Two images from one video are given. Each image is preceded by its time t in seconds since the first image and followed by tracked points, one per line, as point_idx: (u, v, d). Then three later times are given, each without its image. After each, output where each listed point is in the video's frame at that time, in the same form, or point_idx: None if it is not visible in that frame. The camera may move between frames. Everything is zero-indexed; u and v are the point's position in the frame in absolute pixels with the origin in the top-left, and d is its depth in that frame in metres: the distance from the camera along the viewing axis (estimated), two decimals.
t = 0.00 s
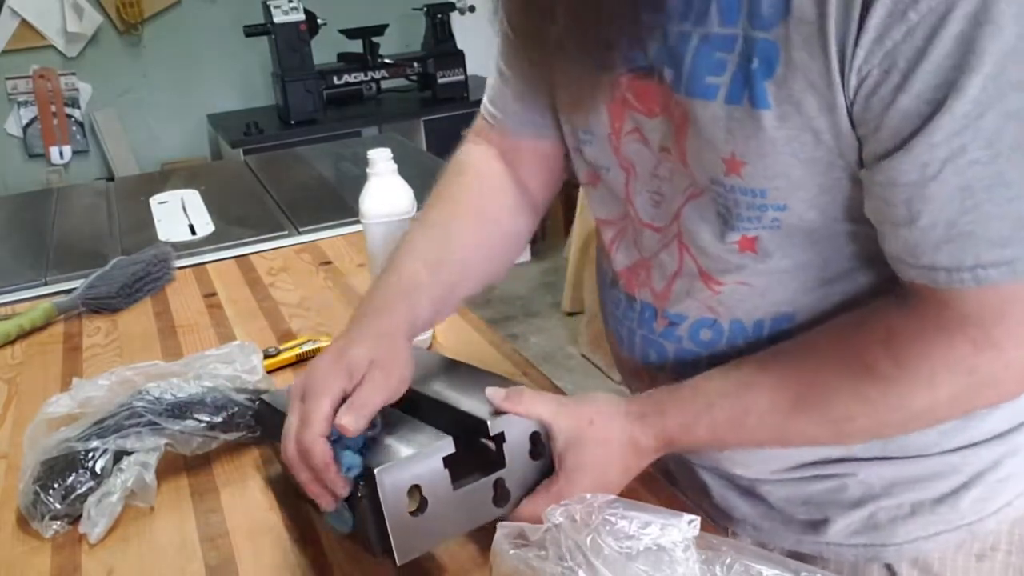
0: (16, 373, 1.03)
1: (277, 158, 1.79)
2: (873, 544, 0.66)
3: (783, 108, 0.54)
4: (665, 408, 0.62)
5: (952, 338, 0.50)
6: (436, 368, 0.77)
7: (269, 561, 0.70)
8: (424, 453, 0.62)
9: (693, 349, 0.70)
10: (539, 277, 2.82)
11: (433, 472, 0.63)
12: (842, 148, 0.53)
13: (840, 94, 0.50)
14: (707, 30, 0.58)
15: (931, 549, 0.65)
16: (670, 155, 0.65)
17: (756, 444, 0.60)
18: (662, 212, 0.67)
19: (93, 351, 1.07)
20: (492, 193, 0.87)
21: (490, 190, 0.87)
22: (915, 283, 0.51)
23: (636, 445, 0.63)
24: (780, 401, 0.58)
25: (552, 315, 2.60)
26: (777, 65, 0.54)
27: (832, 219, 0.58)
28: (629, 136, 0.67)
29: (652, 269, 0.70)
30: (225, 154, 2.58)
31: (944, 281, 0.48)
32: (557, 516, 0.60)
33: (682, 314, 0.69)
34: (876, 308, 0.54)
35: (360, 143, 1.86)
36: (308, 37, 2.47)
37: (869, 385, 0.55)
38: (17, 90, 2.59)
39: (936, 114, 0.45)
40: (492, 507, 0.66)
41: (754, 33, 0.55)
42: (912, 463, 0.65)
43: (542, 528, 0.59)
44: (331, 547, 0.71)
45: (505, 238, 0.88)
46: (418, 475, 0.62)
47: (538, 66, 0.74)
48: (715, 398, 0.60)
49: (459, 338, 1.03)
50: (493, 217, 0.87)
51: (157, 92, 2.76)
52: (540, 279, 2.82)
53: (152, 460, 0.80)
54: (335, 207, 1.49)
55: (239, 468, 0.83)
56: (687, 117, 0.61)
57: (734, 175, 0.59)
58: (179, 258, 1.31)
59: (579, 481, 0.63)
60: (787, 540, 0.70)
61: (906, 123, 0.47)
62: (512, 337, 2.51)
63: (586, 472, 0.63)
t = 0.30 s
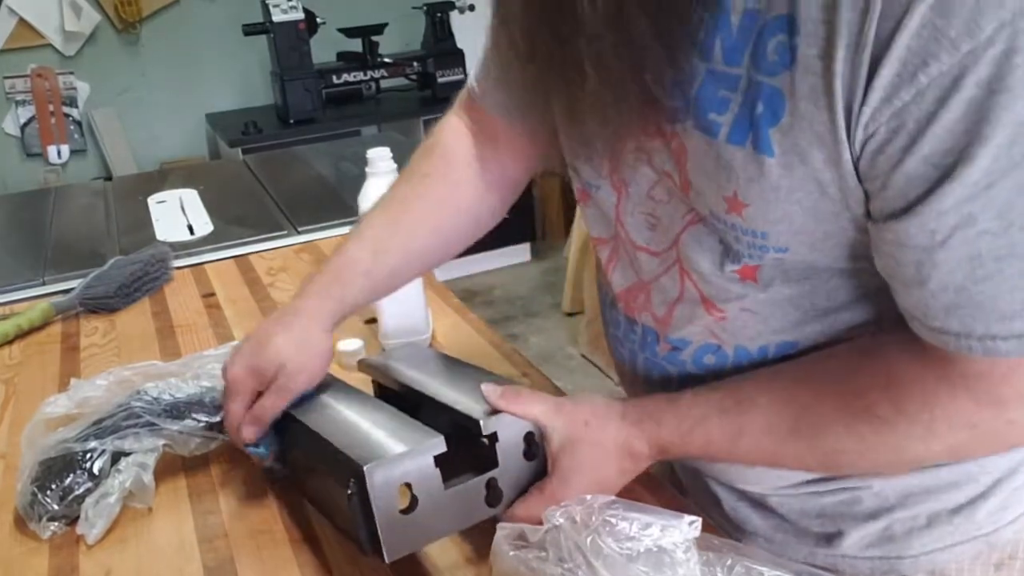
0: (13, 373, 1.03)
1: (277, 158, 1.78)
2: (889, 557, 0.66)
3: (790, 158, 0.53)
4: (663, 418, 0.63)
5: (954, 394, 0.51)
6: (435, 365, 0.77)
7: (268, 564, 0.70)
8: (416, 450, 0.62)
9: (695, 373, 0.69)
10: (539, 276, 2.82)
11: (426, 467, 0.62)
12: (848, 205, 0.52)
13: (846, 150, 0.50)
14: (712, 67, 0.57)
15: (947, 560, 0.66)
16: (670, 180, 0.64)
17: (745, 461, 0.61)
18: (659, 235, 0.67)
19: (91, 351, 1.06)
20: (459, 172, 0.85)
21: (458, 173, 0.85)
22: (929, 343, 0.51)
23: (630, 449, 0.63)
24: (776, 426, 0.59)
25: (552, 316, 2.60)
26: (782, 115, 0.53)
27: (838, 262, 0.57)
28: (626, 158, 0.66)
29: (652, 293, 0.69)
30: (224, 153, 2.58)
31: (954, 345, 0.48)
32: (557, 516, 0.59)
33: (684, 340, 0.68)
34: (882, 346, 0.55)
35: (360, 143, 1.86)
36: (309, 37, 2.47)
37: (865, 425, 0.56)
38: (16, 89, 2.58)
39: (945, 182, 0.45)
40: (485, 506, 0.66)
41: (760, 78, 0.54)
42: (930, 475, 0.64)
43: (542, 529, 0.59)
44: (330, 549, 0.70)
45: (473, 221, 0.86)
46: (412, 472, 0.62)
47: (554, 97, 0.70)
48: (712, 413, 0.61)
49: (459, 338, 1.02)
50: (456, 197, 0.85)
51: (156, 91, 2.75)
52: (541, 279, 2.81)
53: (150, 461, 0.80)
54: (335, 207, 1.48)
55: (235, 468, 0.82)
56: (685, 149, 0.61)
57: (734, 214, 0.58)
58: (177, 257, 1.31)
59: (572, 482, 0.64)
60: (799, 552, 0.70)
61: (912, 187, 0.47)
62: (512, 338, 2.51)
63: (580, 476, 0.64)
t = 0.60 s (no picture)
0: (19, 373, 1.04)
1: (279, 158, 1.80)
2: (885, 557, 0.67)
3: (800, 176, 0.54)
4: (661, 416, 0.64)
5: (952, 405, 0.52)
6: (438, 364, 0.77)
7: (269, 560, 0.71)
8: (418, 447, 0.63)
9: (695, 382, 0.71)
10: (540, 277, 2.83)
11: (428, 466, 0.63)
12: (860, 221, 0.53)
13: (861, 166, 0.51)
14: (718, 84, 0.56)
15: (944, 560, 0.67)
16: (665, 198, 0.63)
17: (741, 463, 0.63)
18: (658, 249, 0.67)
19: (96, 352, 1.08)
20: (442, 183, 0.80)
21: (445, 188, 0.80)
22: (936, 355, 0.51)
23: (630, 448, 0.65)
24: (773, 429, 0.61)
25: (552, 316, 2.61)
26: (794, 133, 0.54)
27: (844, 275, 0.58)
28: (632, 188, 0.61)
29: (651, 306, 0.70)
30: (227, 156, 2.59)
31: (964, 355, 0.48)
32: (557, 514, 0.60)
33: (685, 351, 0.70)
34: (879, 354, 0.57)
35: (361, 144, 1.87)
36: (309, 39, 2.47)
37: (861, 431, 0.57)
38: (21, 92, 2.60)
39: (958, 199, 0.45)
40: (489, 502, 0.68)
41: (770, 94, 0.54)
42: (926, 477, 0.65)
43: (542, 527, 0.60)
44: (331, 546, 0.71)
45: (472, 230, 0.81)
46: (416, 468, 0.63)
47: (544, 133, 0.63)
48: (710, 414, 0.62)
49: (460, 338, 1.03)
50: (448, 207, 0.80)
51: (160, 94, 2.77)
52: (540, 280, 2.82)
53: (155, 459, 0.81)
54: (337, 208, 1.50)
55: (240, 465, 0.83)
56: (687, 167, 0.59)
57: (740, 232, 0.59)
58: (180, 258, 1.32)
59: (572, 478, 0.65)
60: (796, 554, 0.71)
61: (923, 203, 0.47)
62: (513, 338, 2.52)
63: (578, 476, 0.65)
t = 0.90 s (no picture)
0: (18, 372, 1.04)
1: (279, 158, 1.79)
2: (888, 559, 0.67)
3: (818, 178, 0.54)
4: (660, 418, 0.64)
5: (954, 411, 0.52)
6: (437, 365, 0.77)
7: (268, 561, 0.70)
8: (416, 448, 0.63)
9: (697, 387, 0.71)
10: (540, 276, 2.82)
11: (427, 468, 0.64)
12: (874, 222, 0.54)
13: (880, 166, 0.51)
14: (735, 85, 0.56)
15: (948, 561, 0.67)
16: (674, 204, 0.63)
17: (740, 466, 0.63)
18: (664, 255, 0.67)
19: (96, 351, 1.07)
20: (414, 161, 0.80)
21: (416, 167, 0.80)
22: (934, 361, 0.51)
23: (629, 450, 0.65)
24: (773, 433, 0.60)
25: (552, 316, 2.61)
26: (812, 133, 0.54)
27: (854, 279, 0.58)
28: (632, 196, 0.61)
29: (656, 310, 0.70)
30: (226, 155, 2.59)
31: (971, 359, 0.48)
32: (556, 514, 0.60)
33: (689, 355, 0.69)
34: (879, 359, 0.57)
35: (361, 143, 1.87)
36: (308, 38, 2.47)
37: (861, 436, 0.57)
38: (21, 91, 2.60)
39: (974, 201, 0.46)
40: (488, 505, 0.68)
41: (788, 95, 0.55)
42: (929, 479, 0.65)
43: (542, 527, 0.60)
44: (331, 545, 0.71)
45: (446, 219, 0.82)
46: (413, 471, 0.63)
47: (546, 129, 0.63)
48: (710, 416, 0.62)
49: (460, 339, 1.03)
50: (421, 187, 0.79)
51: (159, 93, 2.76)
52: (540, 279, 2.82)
53: (154, 460, 0.81)
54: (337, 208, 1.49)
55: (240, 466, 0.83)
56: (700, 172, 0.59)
57: (755, 235, 0.59)
58: (179, 258, 1.32)
59: (569, 479, 0.65)
60: (797, 556, 0.70)
61: (939, 205, 0.48)
62: (512, 338, 2.52)
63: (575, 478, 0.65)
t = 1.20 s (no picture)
0: (18, 372, 1.04)
1: (278, 158, 1.79)
2: (882, 556, 0.67)
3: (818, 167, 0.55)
4: (660, 417, 0.64)
5: (956, 397, 0.53)
6: (437, 364, 0.77)
7: (267, 561, 0.70)
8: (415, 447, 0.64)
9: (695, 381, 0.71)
10: (540, 277, 2.82)
11: (426, 469, 0.64)
12: (874, 212, 0.54)
13: (883, 156, 0.52)
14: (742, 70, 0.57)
15: (941, 561, 0.67)
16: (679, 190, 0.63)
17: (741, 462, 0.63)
18: (661, 246, 0.67)
19: (96, 351, 1.07)
20: (411, 150, 0.80)
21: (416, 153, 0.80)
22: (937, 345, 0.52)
23: (629, 449, 0.65)
24: (773, 427, 0.61)
25: (552, 316, 2.60)
26: (813, 119, 0.54)
27: (855, 268, 0.59)
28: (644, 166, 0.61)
29: (655, 301, 0.70)
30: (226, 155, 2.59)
31: (966, 347, 0.50)
32: (557, 514, 0.60)
33: (688, 348, 0.69)
34: (879, 348, 0.57)
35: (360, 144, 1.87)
36: (308, 39, 2.47)
37: (863, 426, 0.58)
38: (21, 91, 2.60)
39: (976, 192, 0.47)
40: (487, 505, 0.68)
41: (790, 81, 0.55)
42: (925, 476, 0.65)
43: (542, 527, 0.60)
44: (331, 545, 0.71)
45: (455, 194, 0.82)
46: (413, 470, 0.64)
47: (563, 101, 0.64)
48: (710, 414, 0.62)
49: (460, 339, 1.03)
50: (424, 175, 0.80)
51: (159, 93, 2.76)
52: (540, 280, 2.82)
53: (154, 460, 0.81)
54: (337, 208, 1.49)
55: (240, 466, 0.83)
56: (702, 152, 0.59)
57: (756, 221, 0.59)
58: (179, 258, 1.32)
59: (568, 479, 0.64)
60: (794, 555, 0.70)
61: (942, 194, 0.49)
62: (512, 338, 2.52)
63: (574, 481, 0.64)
